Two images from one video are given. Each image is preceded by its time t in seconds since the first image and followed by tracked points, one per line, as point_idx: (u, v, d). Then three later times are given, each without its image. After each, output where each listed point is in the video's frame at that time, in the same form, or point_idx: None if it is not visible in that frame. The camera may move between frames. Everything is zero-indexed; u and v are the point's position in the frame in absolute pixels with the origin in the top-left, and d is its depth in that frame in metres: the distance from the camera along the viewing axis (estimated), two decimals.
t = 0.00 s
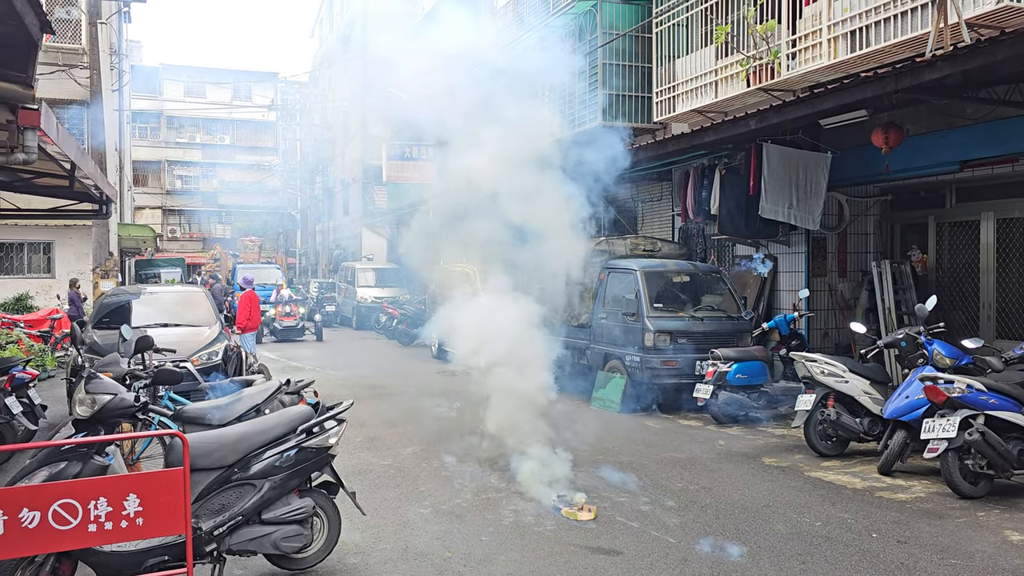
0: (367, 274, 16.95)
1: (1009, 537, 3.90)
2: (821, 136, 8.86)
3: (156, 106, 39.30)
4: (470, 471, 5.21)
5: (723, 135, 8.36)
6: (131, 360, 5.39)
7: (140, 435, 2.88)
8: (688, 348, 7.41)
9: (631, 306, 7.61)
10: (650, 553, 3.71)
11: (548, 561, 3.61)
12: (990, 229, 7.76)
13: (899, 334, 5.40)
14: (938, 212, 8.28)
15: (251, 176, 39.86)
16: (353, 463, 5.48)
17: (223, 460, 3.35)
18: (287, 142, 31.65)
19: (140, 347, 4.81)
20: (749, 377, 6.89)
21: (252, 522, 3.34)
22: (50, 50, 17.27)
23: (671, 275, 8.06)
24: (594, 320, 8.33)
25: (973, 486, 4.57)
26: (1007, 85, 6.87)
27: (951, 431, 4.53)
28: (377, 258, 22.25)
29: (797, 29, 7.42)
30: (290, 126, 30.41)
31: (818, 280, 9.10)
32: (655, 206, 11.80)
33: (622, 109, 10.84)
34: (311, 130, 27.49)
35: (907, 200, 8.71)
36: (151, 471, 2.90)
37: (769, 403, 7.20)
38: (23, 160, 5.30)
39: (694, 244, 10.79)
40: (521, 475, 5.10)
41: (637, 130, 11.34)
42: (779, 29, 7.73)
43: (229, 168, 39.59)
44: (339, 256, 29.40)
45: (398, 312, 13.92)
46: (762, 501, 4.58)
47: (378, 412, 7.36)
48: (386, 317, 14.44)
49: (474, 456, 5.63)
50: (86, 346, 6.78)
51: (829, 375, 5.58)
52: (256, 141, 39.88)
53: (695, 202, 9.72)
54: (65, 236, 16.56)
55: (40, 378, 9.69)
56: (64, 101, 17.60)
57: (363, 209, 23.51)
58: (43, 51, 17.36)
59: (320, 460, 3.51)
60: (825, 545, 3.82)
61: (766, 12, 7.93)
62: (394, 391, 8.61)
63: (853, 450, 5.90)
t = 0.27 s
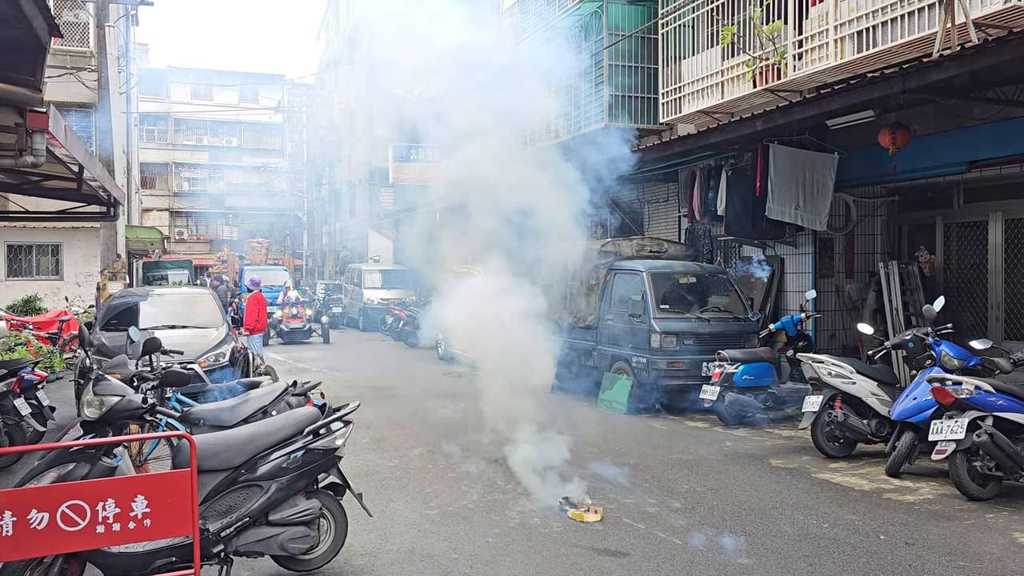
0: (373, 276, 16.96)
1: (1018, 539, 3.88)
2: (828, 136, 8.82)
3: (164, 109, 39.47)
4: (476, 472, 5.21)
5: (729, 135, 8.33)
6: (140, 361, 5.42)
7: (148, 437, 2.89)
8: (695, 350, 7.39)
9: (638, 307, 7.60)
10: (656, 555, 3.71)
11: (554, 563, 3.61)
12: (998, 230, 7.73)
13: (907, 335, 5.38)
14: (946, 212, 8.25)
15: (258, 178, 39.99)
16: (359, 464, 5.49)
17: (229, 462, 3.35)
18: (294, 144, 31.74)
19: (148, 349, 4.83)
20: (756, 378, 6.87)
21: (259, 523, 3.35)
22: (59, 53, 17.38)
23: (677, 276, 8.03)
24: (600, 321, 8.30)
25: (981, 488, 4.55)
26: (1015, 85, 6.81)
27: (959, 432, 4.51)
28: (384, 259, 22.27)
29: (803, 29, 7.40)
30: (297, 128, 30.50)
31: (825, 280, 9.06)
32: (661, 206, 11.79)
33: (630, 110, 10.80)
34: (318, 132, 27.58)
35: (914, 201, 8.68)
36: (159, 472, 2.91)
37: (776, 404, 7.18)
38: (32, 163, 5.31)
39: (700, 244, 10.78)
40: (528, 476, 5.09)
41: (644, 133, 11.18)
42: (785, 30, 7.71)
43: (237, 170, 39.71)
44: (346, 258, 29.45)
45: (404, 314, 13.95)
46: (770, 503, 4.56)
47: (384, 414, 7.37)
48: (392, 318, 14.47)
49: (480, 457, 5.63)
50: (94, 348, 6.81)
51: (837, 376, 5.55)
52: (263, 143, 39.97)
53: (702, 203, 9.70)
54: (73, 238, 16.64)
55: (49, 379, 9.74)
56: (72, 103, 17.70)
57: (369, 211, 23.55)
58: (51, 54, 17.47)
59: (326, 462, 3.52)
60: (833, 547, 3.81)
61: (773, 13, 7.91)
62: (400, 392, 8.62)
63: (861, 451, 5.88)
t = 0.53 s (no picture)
0: (379, 275, 16.95)
1: None
2: (834, 135, 8.78)
3: (170, 108, 39.58)
4: (481, 471, 5.22)
5: (735, 134, 8.29)
6: (146, 360, 5.44)
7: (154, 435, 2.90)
8: (700, 349, 7.38)
9: (643, 306, 7.59)
10: (662, 554, 3.71)
11: (559, 562, 3.62)
12: (1005, 229, 7.70)
13: (913, 334, 5.36)
14: (953, 211, 8.22)
15: (264, 177, 40.08)
16: (365, 463, 5.50)
17: (236, 460, 3.36)
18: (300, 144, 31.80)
19: (155, 347, 4.85)
20: (762, 378, 6.86)
21: (265, 521, 3.37)
22: (66, 53, 17.45)
23: (683, 276, 8.02)
24: (606, 320, 8.29)
25: (988, 488, 4.53)
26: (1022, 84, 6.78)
27: (966, 432, 4.49)
28: (389, 258, 22.30)
29: (810, 28, 7.38)
30: (303, 127, 30.56)
31: (831, 280, 9.03)
32: (667, 205, 11.78)
33: (634, 109, 10.74)
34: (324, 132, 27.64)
35: (922, 200, 8.65)
36: (165, 471, 2.93)
37: (781, 404, 7.16)
38: (40, 162, 5.35)
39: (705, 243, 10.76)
40: (533, 476, 5.10)
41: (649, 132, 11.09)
42: (791, 29, 7.69)
43: (243, 169, 39.81)
44: (351, 257, 29.48)
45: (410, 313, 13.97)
46: (775, 503, 4.55)
47: (390, 412, 7.38)
48: (398, 317, 14.49)
49: (486, 456, 5.64)
50: (101, 347, 6.84)
51: (843, 375, 5.55)
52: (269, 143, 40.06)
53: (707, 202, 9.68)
54: (80, 237, 16.71)
55: (56, 377, 9.78)
56: (79, 103, 17.76)
57: (374, 210, 23.58)
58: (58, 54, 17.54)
59: (332, 460, 3.53)
60: (839, 547, 3.80)
61: (779, 12, 7.90)
62: (406, 391, 8.64)
63: (867, 451, 5.86)
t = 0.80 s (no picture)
0: (382, 273, 16.94)
1: None
2: (838, 133, 8.73)
3: (174, 106, 39.60)
4: (484, 468, 5.23)
5: (740, 132, 8.26)
6: (151, 357, 5.45)
7: (159, 432, 2.91)
8: (703, 347, 7.37)
9: (647, 304, 7.58)
10: (665, 552, 3.71)
11: (561, 559, 3.62)
12: (1010, 227, 7.68)
13: (917, 332, 5.35)
14: (957, 210, 8.19)
15: (268, 175, 40.11)
16: (368, 461, 5.51)
17: (239, 457, 3.37)
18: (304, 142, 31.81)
19: (159, 344, 4.85)
20: (765, 376, 6.85)
21: (268, 518, 3.37)
22: (70, 50, 17.46)
23: (686, 274, 8.01)
24: (609, 318, 8.28)
25: (992, 487, 4.52)
26: None
27: (970, 431, 4.49)
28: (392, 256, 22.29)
29: (814, 26, 7.37)
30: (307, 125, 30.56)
31: (835, 278, 9.01)
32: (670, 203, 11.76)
33: (637, 107, 10.53)
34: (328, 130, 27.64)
35: (926, 198, 8.63)
36: (169, 467, 2.93)
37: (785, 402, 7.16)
38: (45, 160, 5.34)
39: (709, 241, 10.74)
40: (536, 473, 5.11)
41: (653, 130, 10.95)
42: (796, 27, 7.68)
43: (246, 167, 39.83)
44: (355, 255, 29.48)
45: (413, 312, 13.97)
46: (779, 501, 4.55)
47: (393, 410, 7.39)
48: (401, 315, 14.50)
49: (489, 454, 5.65)
50: (106, 344, 6.85)
51: (846, 374, 5.53)
52: (273, 141, 40.08)
53: (711, 200, 9.66)
54: (84, 235, 16.73)
55: (60, 374, 9.79)
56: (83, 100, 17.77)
57: (377, 209, 23.57)
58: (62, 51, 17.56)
59: (335, 457, 3.54)
60: (842, 545, 3.80)
61: (783, 9, 7.88)
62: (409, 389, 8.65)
63: (871, 449, 5.85)
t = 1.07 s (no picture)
0: (384, 272, 16.95)
1: None
2: (841, 133, 8.73)
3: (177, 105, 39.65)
4: (486, 468, 5.24)
5: (742, 131, 8.24)
6: (153, 355, 5.45)
7: (161, 430, 2.91)
8: (705, 347, 7.37)
9: (649, 303, 7.57)
10: (667, 552, 3.71)
11: (563, 558, 3.63)
12: (1012, 228, 7.68)
13: (920, 333, 5.35)
14: (960, 210, 8.18)
15: (270, 174, 40.14)
16: (371, 459, 5.52)
17: (242, 456, 3.37)
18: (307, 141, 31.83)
19: (162, 343, 4.85)
20: (768, 376, 6.85)
21: (271, 517, 3.38)
22: (73, 49, 17.48)
23: (688, 274, 8.00)
24: (611, 317, 8.27)
25: (994, 487, 4.52)
26: None
27: (972, 431, 4.48)
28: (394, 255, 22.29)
29: (817, 26, 7.37)
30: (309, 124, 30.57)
31: (837, 279, 9.01)
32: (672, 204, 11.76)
33: (636, 105, 10.48)
34: (330, 129, 27.67)
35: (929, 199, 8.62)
36: (172, 466, 2.94)
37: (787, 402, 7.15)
38: (48, 158, 5.37)
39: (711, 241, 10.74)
40: (538, 472, 5.12)
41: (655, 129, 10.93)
42: (798, 26, 7.69)
43: (248, 166, 39.85)
44: (356, 255, 29.50)
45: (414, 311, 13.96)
46: (780, 501, 4.55)
47: (395, 409, 7.41)
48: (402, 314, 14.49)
49: (491, 453, 5.65)
50: (109, 342, 6.86)
51: (848, 374, 5.52)
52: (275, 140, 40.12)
53: (714, 200, 9.62)
54: (87, 233, 16.76)
55: (63, 372, 9.81)
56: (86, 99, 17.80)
57: (379, 208, 23.58)
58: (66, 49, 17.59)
59: (337, 456, 3.54)
60: (844, 545, 3.80)
61: (786, 9, 7.88)
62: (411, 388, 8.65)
63: (873, 450, 5.85)
